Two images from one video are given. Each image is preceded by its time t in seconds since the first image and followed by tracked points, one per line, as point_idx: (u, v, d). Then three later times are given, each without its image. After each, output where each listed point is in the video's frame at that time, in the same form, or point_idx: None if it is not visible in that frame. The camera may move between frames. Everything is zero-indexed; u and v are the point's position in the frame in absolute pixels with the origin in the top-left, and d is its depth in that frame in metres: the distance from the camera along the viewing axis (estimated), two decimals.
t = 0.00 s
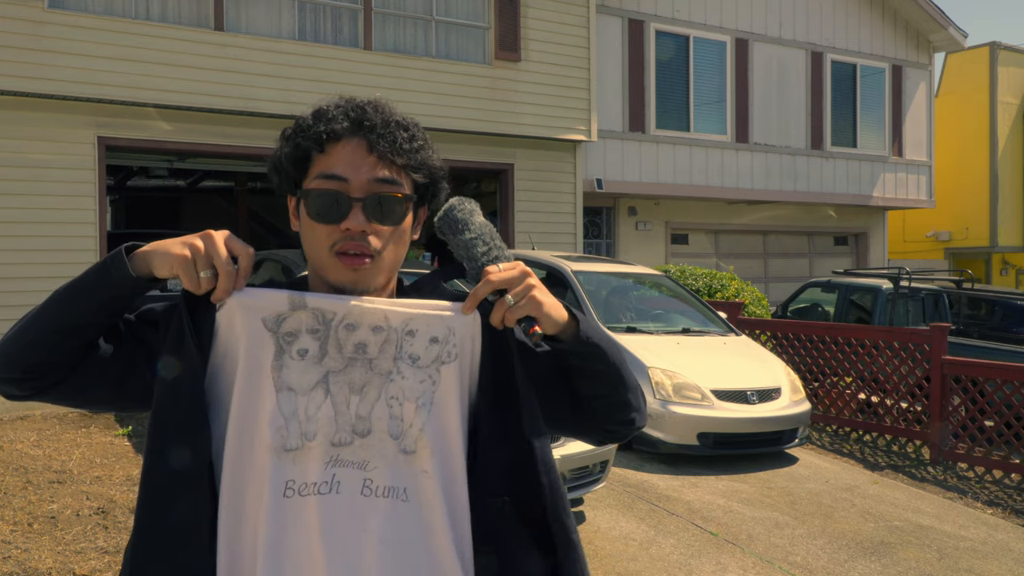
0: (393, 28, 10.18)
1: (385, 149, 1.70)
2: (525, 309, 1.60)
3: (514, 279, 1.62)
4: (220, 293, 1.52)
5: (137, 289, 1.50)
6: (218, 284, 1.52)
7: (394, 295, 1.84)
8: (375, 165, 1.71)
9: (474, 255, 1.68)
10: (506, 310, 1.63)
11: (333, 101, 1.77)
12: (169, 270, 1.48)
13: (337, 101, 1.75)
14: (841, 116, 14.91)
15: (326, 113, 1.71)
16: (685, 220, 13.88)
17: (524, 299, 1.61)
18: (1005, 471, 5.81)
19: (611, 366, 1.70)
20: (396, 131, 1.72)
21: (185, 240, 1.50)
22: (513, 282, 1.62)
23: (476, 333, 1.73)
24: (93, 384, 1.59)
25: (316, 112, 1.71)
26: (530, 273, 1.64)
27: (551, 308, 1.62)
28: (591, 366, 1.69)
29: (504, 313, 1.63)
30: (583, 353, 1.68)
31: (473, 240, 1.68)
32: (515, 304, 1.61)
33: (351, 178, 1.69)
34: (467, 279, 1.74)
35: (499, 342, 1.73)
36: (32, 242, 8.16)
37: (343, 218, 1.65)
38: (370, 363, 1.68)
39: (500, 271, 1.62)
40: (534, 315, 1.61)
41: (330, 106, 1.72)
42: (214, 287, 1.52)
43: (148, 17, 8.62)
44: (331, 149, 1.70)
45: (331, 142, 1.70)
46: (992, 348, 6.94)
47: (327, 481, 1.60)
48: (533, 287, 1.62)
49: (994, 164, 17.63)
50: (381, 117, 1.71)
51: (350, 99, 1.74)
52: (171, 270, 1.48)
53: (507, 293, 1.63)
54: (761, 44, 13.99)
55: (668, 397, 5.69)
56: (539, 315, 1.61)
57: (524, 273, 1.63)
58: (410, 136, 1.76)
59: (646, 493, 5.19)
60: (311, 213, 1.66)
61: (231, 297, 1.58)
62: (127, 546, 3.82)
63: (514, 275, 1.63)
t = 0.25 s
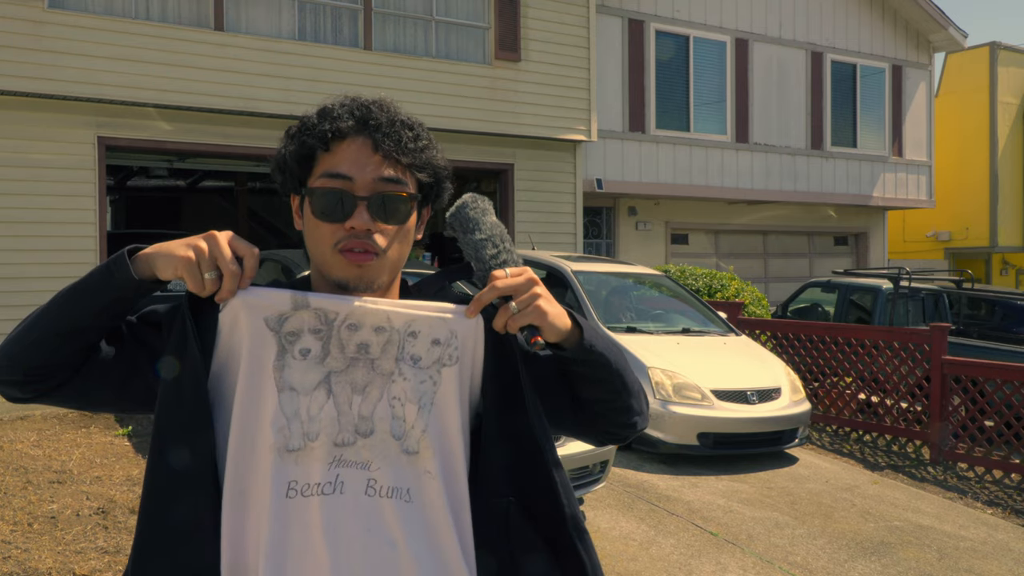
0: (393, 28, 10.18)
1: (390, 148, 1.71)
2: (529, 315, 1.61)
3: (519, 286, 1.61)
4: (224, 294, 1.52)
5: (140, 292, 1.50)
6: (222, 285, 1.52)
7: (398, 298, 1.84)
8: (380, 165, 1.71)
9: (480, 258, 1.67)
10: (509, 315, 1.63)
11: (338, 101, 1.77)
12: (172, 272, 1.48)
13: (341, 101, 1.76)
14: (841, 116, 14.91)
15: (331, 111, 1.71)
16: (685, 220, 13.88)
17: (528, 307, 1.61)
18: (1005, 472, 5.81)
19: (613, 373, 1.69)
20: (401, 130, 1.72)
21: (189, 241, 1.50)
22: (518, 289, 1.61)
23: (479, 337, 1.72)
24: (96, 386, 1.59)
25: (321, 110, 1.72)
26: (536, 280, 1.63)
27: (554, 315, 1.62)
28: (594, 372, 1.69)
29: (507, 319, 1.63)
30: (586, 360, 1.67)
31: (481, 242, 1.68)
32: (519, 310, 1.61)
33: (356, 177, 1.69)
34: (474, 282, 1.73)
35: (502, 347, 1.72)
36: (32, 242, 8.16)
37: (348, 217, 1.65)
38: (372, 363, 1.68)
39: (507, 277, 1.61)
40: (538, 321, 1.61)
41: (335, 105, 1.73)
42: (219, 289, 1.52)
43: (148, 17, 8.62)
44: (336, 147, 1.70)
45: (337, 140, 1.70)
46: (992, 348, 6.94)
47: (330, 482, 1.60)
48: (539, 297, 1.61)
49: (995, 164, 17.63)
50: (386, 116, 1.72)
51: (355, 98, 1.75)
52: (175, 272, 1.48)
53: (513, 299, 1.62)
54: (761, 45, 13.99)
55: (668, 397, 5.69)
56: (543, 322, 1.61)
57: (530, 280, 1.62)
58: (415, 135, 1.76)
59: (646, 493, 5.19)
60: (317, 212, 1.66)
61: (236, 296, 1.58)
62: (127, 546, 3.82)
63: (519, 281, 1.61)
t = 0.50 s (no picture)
0: (393, 28, 10.18)
1: (393, 147, 1.71)
2: (533, 311, 1.59)
3: (523, 282, 1.60)
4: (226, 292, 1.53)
5: (142, 290, 1.50)
6: (223, 285, 1.52)
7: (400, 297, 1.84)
8: (383, 164, 1.71)
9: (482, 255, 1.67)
10: (512, 313, 1.61)
11: (341, 100, 1.77)
12: (176, 271, 1.48)
13: (344, 100, 1.75)
14: (841, 116, 14.91)
15: (334, 110, 1.71)
16: (685, 220, 13.88)
17: (530, 303, 1.59)
18: (1005, 471, 5.81)
19: (613, 370, 1.69)
20: (404, 130, 1.72)
21: (192, 240, 1.50)
22: (521, 285, 1.60)
23: (482, 333, 1.73)
24: (95, 387, 1.58)
25: (324, 109, 1.72)
26: (539, 277, 1.63)
27: (557, 311, 1.62)
28: (595, 370, 1.69)
29: (510, 317, 1.61)
30: (587, 357, 1.68)
31: (483, 241, 1.68)
32: (522, 308, 1.59)
33: (359, 176, 1.69)
34: (475, 279, 1.73)
35: (506, 343, 1.73)
36: (32, 241, 8.16)
37: (350, 216, 1.65)
38: (375, 362, 1.68)
39: (509, 273, 1.60)
40: (542, 317, 1.60)
41: (338, 104, 1.73)
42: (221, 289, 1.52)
43: (148, 17, 8.62)
44: (338, 146, 1.70)
45: (339, 139, 1.70)
46: (992, 348, 6.94)
47: (332, 481, 1.60)
48: (542, 292, 1.61)
49: (995, 164, 17.63)
50: (389, 114, 1.72)
51: (358, 97, 1.75)
52: (176, 272, 1.48)
53: (515, 296, 1.61)
54: (761, 44, 13.99)
55: (668, 397, 5.69)
56: (547, 318, 1.60)
57: (532, 277, 1.61)
58: (417, 135, 1.76)
59: (646, 493, 5.19)
60: (319, 211, 1.66)
61: (239, 293, 1.58)
62: (126, 546, 3.82)
63: (523, 278, 1.60)
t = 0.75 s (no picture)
0: (393, 28, 10.18)
1: (393, 148, 1.71)
2: (535, 309, 1.59)
3: (523, 280, 1.60)
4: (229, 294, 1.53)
5: (143, 291, 1.50)
6: (226, 286, 1.52)
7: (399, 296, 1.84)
8: (383, 165, 1.71)
9: (481, 255, 1.68)
10: (514, 310, 1.61)
11: (340, 100, 1.77)
12: (177, 273, 1.47)
13: (343, 101, 1.75)
14: (841, 116, 14.91)
15: (334, 111, 1.71)
16: (685, 220, 13.88)
17: (531, 301, 1.59)
18: (1005, 472, 5.81)
19: (612, 369, 1.69)
20: (404, 131, 1.72)
21: (194, 241, 1.50)
22: (522, 283, 1.60)
23: (481, 333, 1.73)
24: (93, 390, 1.58)
25: (324, 109, 1.72)
26: (539, 274, 1.62)
27: (558, 309, 1.61)
28: (594, 369, 1.69)
29: (512, 314, 1.61)
30: (586, 356, 1.67)
31: (481, 241, 1.68)
32: (523, 305, 1.59)
33: (359, 177, 1.69)
34: (474, 279, 1.74)
35: (506, 341, 1.73)
36: (32, 241, 8.16)
37: (350, 217, 1.65)
38: (376, 362, 1.68)
39: (509, 272, 1.60)
40: (543, 315, 1.60)
41: (337, 105, 1.73)
42: (223, 289, 1.53)
43: (148, 17, 8.62)
44: (339, 147, 1.70)
45: (339, 140, 1.70)
46: (992, 348, 6.94)
47: (333, 482, 1.60)
48: (542, 290, 1.61)
49: (995, 164, 17.62)
50: (389, 115, 1.72)
51: (358, 98, 1.75)
52: (178, 273, 1.48)
53: (516, 294, 1.61)
54: (761, 45, 13.99)
55: (667, 397, 5.69)
56: (548, 315, 1.60)
57: (532, 275, 1.61)
58: (417, 136, 1.76)
59: (646, 493, 5.20)
60: (318, 212, 1.66)
61: (238, 294, 1.57)
62: (127, 546, 3.82)
63: (522, 277, 1.60)
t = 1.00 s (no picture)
0: (393, 28, 10.18)
1: (396, 151, 1.71)
2: (534, 298, 1.61)
3: (519, 271, 1.62)
4: (229, 288, 1.53)
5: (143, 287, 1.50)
6: (227, 280, 1.52)
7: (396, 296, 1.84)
8: (385, 166, 1.71)
9: (479, 250, 1.68)
10: (512, 299, 1.62)
11: (343, 100, 1.77)
12: (177, 266, 1.47)
13: (346, 102, 1.75)
14: (841, 116, 14.91)
15: (338, 112, 1.70)
16: (685, 220, 13.88)
17: (529, 291, 1.61)
18: (1005, 472, 5.81)
19: (609, 358, 1.70)
20: (406, 134, 1.73)
21: (195, 236, 1.51)
22: (518, 275, 1.62)
23: (480, 325, 1.73)
24: (92, 387, 1.58)
25: (326, 110, 1.71)
26: (534, 265, 1.65)
27: (556, 300, 1.62)
28: (591, 357, 1.70)
29: (511, 303, 1.62)
30: (583, 345, 1.68)
31: (475, 236, 1.68)
32: (521, 295, 1.61)
33: (362, 178, 1.69)
34: (470, 273, 1.74)
35: (503, 332, 1.73)
36: (32, 241, 8.16)
37: (351, 217, 1.65)
38: (376, 356, 1.68)
39: (505, 263, 1.62)
40: (542, 304, 1.61)
41: (340, 105, 1.73)
42: (224, 284, 1.52)
43: (148, 17, 8.61)
44: (341, 148, 1.70)
45: (342, 141, 1.69)
46: (992, 348, 6.94)
47: (335, 476, 1.60)
48: (537, 279, 1.63)
49: (995, 164, 17.62)
50: (392, 118, 1.72)
51: (362, 100, 1.74)
52: (179, 266, 1.48)
53: (512, 285, 1.63)
54: (761, 44, 13.99)
55: (667, 397, 5.70)
56: (547, 305, 1.61)
57: (527, 264, 1.64)
58: (419, 139, 1.76)
59: (646, 493, 5.19)
60: (319, 211, 1.66)
61: (238, 290, 1.57)
62: (126, 546, 3.82)
63: (519, 267, 1.63)
